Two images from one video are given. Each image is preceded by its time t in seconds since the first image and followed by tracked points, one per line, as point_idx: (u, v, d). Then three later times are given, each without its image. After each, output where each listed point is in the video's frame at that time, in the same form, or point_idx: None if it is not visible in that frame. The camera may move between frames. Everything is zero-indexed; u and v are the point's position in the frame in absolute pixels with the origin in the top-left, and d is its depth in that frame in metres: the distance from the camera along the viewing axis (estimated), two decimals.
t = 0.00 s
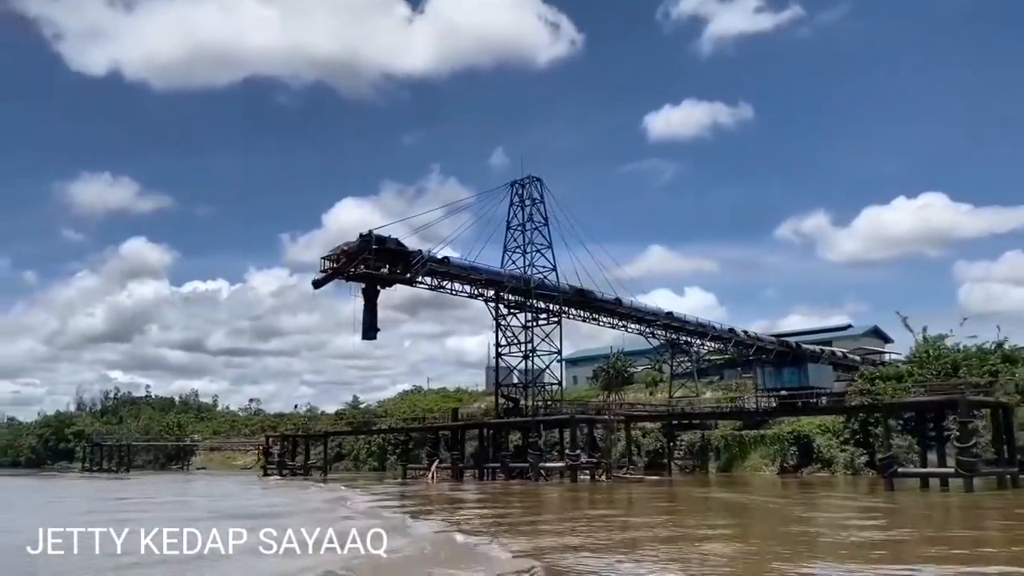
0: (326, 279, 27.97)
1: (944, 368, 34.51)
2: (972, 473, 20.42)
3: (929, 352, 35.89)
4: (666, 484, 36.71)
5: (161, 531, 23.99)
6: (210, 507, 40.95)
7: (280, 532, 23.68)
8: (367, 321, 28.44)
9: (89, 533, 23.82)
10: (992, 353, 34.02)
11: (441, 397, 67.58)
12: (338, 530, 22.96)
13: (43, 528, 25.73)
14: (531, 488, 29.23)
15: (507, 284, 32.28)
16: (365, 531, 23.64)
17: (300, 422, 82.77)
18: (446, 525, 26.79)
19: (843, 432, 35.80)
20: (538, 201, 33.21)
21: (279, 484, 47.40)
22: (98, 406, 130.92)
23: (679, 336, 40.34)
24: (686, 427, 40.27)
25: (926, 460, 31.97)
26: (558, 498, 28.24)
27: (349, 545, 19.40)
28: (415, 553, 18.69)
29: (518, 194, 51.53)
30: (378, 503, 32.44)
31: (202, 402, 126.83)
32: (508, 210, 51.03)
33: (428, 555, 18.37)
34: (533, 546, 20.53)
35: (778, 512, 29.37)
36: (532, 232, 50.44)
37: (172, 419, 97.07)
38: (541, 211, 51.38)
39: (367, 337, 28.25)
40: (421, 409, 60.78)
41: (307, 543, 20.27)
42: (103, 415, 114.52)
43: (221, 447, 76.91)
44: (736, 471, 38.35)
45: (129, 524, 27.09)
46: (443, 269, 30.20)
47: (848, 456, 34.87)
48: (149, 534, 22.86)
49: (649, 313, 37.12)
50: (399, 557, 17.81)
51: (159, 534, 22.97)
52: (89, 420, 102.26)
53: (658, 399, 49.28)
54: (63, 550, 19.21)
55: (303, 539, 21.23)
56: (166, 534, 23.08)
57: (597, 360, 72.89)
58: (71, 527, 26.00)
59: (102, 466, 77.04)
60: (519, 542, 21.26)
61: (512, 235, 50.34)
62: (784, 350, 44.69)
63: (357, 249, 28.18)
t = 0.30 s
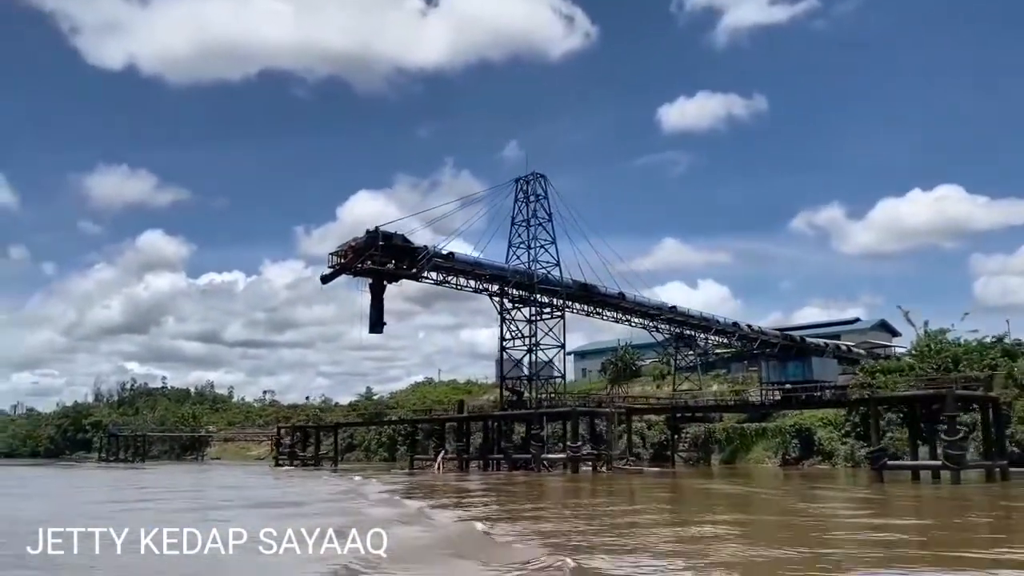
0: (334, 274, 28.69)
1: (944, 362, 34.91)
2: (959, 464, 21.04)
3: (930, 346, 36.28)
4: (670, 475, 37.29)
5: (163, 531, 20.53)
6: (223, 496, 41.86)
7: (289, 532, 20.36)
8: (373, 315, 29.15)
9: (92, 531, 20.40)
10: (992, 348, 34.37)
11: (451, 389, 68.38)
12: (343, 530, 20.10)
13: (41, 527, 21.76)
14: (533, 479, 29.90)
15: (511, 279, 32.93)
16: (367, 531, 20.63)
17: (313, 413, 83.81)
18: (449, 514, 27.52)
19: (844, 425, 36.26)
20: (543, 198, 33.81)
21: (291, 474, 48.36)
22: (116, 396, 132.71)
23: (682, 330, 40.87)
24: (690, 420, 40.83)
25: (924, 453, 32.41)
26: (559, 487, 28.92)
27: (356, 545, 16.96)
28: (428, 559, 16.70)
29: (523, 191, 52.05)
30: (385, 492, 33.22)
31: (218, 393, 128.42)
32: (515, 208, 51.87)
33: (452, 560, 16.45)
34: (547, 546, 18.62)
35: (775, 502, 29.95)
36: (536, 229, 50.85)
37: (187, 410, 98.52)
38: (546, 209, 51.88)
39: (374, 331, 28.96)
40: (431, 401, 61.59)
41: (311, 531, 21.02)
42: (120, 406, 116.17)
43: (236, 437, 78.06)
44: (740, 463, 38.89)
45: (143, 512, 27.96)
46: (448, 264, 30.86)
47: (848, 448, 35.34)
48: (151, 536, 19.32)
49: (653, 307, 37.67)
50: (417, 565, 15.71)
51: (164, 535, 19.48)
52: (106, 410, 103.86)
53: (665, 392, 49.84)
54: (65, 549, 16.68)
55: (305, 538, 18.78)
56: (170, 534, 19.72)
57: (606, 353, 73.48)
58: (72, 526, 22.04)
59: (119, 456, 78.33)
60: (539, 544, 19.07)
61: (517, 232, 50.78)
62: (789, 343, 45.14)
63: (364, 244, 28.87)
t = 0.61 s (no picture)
0: (344, 268, 29.22)
1: (949, 355, 35.16)
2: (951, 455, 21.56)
3: (937, 339, 36.54)
4: (676, 466, 37.73)
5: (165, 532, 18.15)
6: (238, 485, 42.63)
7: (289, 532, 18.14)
8: (383, 308, 29.68)
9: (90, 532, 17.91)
10: (997, 340, 34.58)
11: (463, 380, 68.97)
12: (346, 530, 17.97)
13: (39, 527, 19.19)
14: (539, 469, 30.41)
15: (518, 272, 33.46)
16: (370, 531, 18.34)
17: (327, 403, 84.68)
18: (456, 502, 28.09)
19: (849, 416, 36.53)
20: (549, 193, 34.27)
21: (305, 464, 49.18)
22: (135, 387, 134.39)
23: (690, 322, 41.23)
24: (698, 412, 41.18)
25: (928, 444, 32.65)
26: (565, 476, 29.47)
27: (356, 546, 15.28)
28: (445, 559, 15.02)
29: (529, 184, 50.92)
30: (395, 480, 33.83)
31: (235, 383, 129.86)
32: (520, 202, 50.71)
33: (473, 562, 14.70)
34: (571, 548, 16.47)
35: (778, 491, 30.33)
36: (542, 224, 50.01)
37: (204, 400, 99.82)
38: (552, 202, 50.90)
39: (383, 324, 29.49)
40: (443, 392, 62.22)
41: (321, 518, 21.65)
42: (139, 396, 117.71)
43: (251, 427, 79.02)
44: (747, 454, 39.21)
45: (159, 500, 28.59)
46: (456, 258, 31.38)
47: (853, 440, 35.63)
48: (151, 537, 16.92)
49: (660, 300, 38.06)
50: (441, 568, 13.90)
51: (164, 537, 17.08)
52: (125, 400, 105.36)
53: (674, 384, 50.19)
54: (63, 549, 15.10)
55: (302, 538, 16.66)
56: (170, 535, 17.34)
57: (618, 345, 73.84)
58: (71, 527, 19.32)
59: (137, 446, 79.48)
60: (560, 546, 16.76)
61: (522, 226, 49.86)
62: (797, 336, 45.39)
63: (373, 239, 29.40)
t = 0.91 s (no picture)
0: (353, 262, 29.81)
1: (956, 346, 35.33)
2: (945, 445, 22.06)
3: (944, 330, 36.70)
4: (684, 456, 38.11)
5: (166, 532, 16.52)
6: (253, 474, 43.51)
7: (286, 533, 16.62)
8: (391, 300, 30.24)
9: (90, 533, 16.20)
10: (1004, 331, 34.70)
11: (476, 371, 69.61)
12: (348, 523, 17.88)
13: (39, 527, 17.37)
14: (545, 459, 30.93)
15: (525, 265, 34.01)
16: (368, 531, 16.88)
17: (342, 393, 85.60)
18: (463, 490, 28.69)
19: (855, 407, 36.80)
20: (556, 186, 34.75)
21: (318, 453, 49.94)
22: (154, 377, 136.02)
23: (697, 314, 41.63)
24: (705, 402, 41.57)
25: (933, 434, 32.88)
26: (570, 465, 30.00)
27: (357, 546, 14.58)
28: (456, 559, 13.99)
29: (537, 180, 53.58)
30: (405, 470, 34.49)
31: (252, 373, 131.23)
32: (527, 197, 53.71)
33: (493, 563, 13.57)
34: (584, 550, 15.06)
35: (781, 480, 30.73)
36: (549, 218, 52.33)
37: (222, 391, 101.05)
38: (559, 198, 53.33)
39: (391, 317, 30.07)
40: (456, 382, 62.92)
41: (329, 507, 22.27)
42: (157, 387, 119.14)
43: (267, 417, 80.09)
44: (755, 444, 39.57)
45: (173, 491, 29.28)
46: (463, 252, 31.94)
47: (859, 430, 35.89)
48: (151, 540, 15.28)
49: (666, 292, 38.47)
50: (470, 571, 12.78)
51: (163, 539, 15.40)
52: (144, 390, 106.77)
53: (684, 375, 50.51)
54: (64, 549, 14.01)
55: (301, 540, 15.39)
56: (169, 536, 15.70)
57: (630, 336, 74.25)
58: (71, 526, 17.47)
59: (155, 435, 80.73)
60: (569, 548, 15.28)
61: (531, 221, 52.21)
62: (806, 327, 45.65)
63: (381, 233, 29.98)
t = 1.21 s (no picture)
0: (361, 257, 30.44)
1: (959, 337, 35.65)
2: (937, 435, 22.64)
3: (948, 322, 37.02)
4: (690, 446, 38.61)
5: (166, 532, 15.26)
6: (267, 465, 44.31)
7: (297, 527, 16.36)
8: (398, 294, 30.86)
9: (90, 533, 15.00)
10: (1006, 322, 35.00)
11: (487, 363, 70.30)
12: (354, 513, 18.49)
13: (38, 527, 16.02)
14: (550, 449, 31.53)
15: (531, 259, 34.57)
16: (367, 531, 15.73)
17: (355, 385, 86.54)
18: (469, 480, 29.33)
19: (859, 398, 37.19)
20: (561, 181, 35.30)
21: (330, 444, 50.67)
22: (171, 369, 137.62)
23: (702, 306, 42.09)
24: (711, 394, 42.05)
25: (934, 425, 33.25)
26: (575, 456, 30.58)
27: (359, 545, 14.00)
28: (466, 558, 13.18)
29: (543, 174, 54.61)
30: (414, 460, 35.17)
31: (266, 365, 132.61)
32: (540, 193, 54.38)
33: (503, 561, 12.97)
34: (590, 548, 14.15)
35: (783, 468, 31.24)
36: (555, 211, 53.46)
37: (237, 383, 102.27)
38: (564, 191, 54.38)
39: (398, 310, 30.70)
40: (467, 374, 63.62)
41: (337, 497, 22.90)
42: (173, 379, 120.58)
43: (281, 408, 81.09)
44: (760, 435, 40.02)
45: (187, 481, 30.00)
46: (469, 246, 32.55)
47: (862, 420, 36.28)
48: (150, 541, 14.07)
49: (671, 284, 38.96)
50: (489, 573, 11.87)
51: (164, 539, 14.27)
52: (160, 382, 108.09)
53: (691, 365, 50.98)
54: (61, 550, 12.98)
55: (300, 540, 14.46)
56: (172, 536, 14.44)
57: (640, 327, 74.72)
58: (71, 526, 16.12)
59: (172, 427, 81.93)
60: (573, 548, 14.35)
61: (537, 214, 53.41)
62: (811, 319, 46.02)
63: (388, 228, 30.60)
